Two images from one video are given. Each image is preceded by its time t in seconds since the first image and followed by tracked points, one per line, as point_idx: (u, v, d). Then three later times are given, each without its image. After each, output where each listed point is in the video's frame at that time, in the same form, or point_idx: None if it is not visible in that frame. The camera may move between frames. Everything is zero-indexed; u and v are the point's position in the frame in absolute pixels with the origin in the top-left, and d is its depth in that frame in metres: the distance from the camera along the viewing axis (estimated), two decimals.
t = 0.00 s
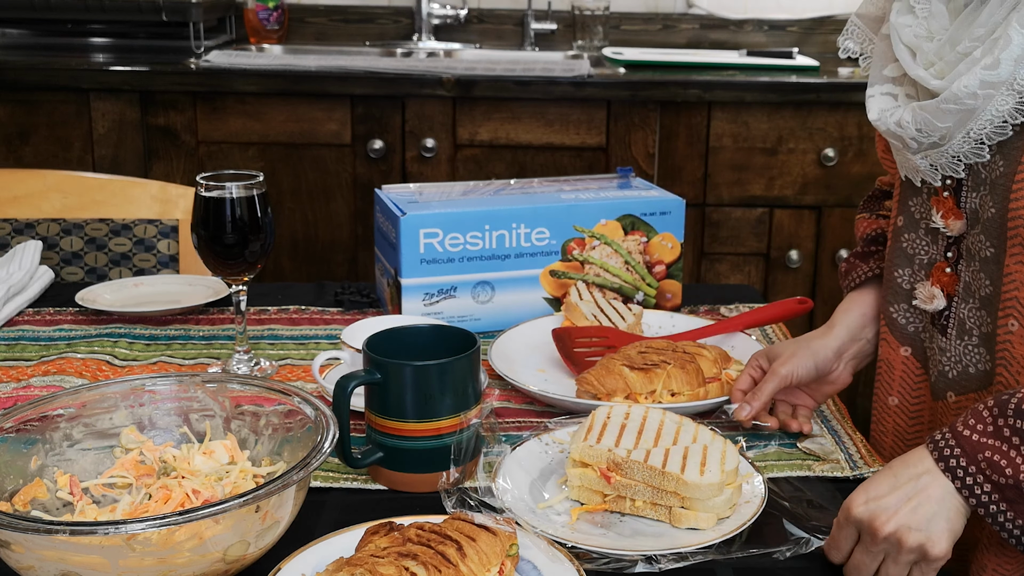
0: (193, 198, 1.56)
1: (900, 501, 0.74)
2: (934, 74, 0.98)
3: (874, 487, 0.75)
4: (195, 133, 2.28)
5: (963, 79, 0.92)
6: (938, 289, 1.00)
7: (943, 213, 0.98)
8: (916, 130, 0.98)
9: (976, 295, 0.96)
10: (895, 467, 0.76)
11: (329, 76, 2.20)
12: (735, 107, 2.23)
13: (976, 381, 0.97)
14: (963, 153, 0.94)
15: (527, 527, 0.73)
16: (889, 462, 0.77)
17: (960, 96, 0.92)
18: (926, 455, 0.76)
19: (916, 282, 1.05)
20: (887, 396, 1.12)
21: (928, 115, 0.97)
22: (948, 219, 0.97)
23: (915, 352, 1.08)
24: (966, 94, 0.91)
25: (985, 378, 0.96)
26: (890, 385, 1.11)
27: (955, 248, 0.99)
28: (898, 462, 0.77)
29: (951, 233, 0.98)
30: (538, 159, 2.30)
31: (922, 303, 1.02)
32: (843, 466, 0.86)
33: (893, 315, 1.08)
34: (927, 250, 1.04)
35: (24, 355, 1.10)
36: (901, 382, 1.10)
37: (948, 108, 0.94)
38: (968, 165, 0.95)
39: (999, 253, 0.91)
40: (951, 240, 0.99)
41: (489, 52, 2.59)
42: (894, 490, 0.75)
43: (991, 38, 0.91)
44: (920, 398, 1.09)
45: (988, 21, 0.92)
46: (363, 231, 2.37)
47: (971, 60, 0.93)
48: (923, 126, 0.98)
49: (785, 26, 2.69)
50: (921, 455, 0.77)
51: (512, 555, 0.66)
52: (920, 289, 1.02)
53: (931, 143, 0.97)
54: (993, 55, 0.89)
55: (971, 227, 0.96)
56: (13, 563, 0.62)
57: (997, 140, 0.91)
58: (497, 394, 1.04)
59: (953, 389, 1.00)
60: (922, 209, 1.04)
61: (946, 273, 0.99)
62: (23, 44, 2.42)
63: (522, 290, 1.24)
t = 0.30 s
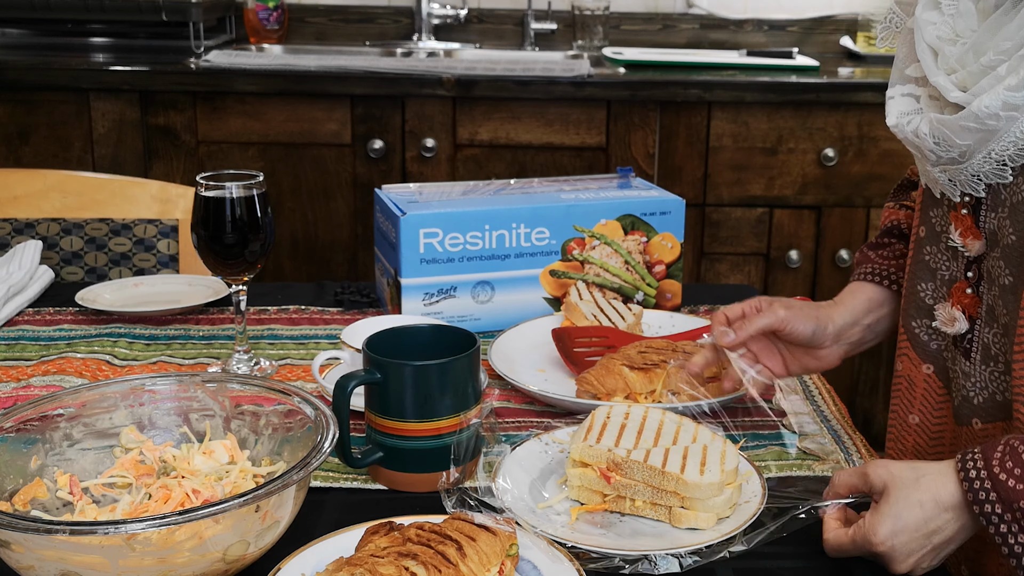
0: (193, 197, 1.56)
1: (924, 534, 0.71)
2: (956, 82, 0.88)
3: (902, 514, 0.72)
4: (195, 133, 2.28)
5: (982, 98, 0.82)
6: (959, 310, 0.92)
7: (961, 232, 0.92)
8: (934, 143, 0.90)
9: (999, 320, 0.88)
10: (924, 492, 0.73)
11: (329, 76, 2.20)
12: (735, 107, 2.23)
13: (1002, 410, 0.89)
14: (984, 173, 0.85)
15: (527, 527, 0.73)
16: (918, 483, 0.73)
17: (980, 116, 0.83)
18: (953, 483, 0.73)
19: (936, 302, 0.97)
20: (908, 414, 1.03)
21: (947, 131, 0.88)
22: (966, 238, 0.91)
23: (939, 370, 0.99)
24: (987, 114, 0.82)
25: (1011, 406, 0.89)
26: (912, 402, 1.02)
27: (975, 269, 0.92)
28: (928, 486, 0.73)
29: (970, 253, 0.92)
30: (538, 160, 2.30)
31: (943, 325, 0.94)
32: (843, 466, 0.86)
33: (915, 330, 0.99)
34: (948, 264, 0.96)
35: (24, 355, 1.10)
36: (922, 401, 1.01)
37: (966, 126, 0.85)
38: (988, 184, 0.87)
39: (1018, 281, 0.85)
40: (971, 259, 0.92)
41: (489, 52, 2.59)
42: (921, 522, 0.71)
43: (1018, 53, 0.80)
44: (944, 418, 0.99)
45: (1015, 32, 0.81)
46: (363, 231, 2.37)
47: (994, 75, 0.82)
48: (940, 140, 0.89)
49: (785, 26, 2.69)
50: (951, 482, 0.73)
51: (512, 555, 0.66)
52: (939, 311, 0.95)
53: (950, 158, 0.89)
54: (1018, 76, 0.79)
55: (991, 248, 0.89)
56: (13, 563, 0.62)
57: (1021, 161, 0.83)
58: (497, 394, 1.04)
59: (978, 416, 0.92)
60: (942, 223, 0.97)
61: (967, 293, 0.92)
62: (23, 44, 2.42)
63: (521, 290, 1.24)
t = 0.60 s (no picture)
0: (193, 198, 1.56)
1: (935, 545, 0.71)
2: (964, 104, 0.85)
3: (914, 525, 0.71)
4: (195, 133, 2.28)
5: (998, 131, 0.77)
6: (959, 332, 0.92)
7: (967, 253, 0.91)
8: (940, 171, 0.85)
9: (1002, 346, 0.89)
10: (934, 505, 0.72)
11: (329, 76, 2.20)
12: (735, 107, 2.23)
13: (998, 438, 0.90)
14: (994, 199, 0.82)
15: (527, 527, 0.73)
16: (927, 496, 0.72)
17: (996, 150, 0.78)
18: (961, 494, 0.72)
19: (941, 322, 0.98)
20: (923, 434, 1.04)
21: (956, 159, 0.83)
22: (973, 260, 0.90)
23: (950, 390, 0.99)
24: (1004, 148, 0.78)
25: (1008, 434, 0.89)
26: (926, 423, 1.03)
27: (980, 292, 0.91)
28: (938, 498, 0.72)
29: (976, 276, 0.91)
30: (538, 160, 2.30)
31: (941, 347, 0.94)
32: (842, 466, 0.86)
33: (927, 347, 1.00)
34: (952, 286, 0.96)
35: (23, 355, 1.10)
36: (933, 421, 1.02)
37: (980, 159, 0.81)
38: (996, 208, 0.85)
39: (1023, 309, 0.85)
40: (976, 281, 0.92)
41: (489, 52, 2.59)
42: (933, 534, 0.71)
43: None
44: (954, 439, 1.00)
45: None
46: (363, 231, 2.37)
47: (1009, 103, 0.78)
48: (949, 168, 0.85)
49: (785, 26, 2.69)
50: (959, 493, 0.72)
51: (512, 555, 0.66)
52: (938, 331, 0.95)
53: (957, 186, 0.85)
54: None
55: (998, 271, 0.89)
56: (13, 563, 0.62)
57: None
58: (497, 394, 1.04)
59: (966, 443, 0.92)
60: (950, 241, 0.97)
61: (969, 315, 0.92)
62: (23, 44, 2.42)
63: (521, 290, 1.24)
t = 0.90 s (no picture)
0: (193, 198, 1.56)
1: (937, 520, 0.68)
2: (955, 117, 0.79)
3: (919, 496, 0.68)
4: (194, 133, 2.28)
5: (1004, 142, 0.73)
6: (941, 343, 0.84)
7: (954, 263, 0.84)
8: (936, 185, 0.79)
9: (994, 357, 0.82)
10: (939, 480, 0.68)
11: (329, 76, 2.20)
12: (735, 107, 2.23)
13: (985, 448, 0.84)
14: (990, 212, 0.77)
15: (527, 527, 0.73)
16: (933, 469, 0.69)
17: (1001, 163, 0.73)
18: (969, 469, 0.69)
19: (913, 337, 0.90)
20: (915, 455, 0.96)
21: (954, 172, 0.77)
22: (961, 271, 0.83)
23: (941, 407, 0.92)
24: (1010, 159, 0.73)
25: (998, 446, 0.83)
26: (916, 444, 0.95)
27: (964, 302, 0.84)
28: (944, 472, 0.68)
29: (963, 286, 0.84)
30: (538, 159, 2.30)
31: (918, 360, 0.86)
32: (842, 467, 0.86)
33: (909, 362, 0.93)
34: (925, 300, 0.88)
35: (23, 355, 1.10)
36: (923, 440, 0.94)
37: (981, 172, 0.75)
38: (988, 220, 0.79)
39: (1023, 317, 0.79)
40: (958, 290, 0.85)
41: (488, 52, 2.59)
42: (935, 507, 0.68)
43: None
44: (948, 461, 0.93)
45: None
46: (363, 231, 2.37)
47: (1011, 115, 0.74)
48: (944, 181, 0.79)
49: (785, 26, 2.69)
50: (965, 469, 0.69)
51: (512, 555, 0.66)
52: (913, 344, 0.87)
53: (951, 199, 0.80)
54: None
55: (988, 282, 0.82)
56: (13, 563, 0.62)
57: None
58: (497, 394, 1.04)
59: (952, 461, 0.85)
60: (925, 253, 0.88)
61: (950, 326, 0.85)
62: (23, 44, 2.42)
63: (521, 290, 1.24)
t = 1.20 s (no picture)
0: (193, 197, 1.56)
1: (809, 448, 0.67)
2: (927, 107, 0.86)
3: (793, 427, 0.67)
4: (195, 133, 2.28)
5: (973, 125, 0.79)
6: (918, 330, 0.89)
7: (928, 251, 0.88)
8: (909, 172, 0.85)
9: (970, 341, 0.86)
10: (814, 409, 0.67)
11: (330, 76, 2.20)
12: (735, 108, 2.23)
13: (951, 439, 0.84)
14: (961, 198, 0.82)
15: (527, 527, 0.73)
16: (808, 401, 0.67)
17: (969, 143, 0.79)
18: (867, 397, 0.67)
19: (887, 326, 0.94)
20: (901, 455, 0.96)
21: (926, 158, 0.84)
22: (935, 257, 0.87)
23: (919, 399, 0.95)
24: (976, 142, 0.79)
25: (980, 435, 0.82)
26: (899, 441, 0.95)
27: (938, 289, 0.88)
28: (819, 402, 0.67)
29: (937, 272, 0.88)
30: (538, 159, 2.30)
31: (896, 349, 0.90)
32: (842, 467, 0.85)
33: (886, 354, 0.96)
34: (898, 290, 0.92)
35: (24, 355, 1.10)
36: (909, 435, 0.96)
37: (952, 156, 0.82)
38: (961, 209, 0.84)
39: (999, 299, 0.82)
40: (931, 277, 0.89)
41: (488, 52, 2.59)
42: (808, 438, 0.67)
43: (1002, 76, 0.79)
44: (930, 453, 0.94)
45: (995, 53, 0.80)
46: (363, 231, 2.37)
47: (980, 100, 0.80)
48: (917, 168, 0.85)
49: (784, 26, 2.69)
50: (846, 397, 0.67)
51: (512, 555, 0.66)
52: (891, 334, 0.91)
53: (924, 185, 0.85)
54: (1011, 100, 0.77)
55: (962, 267, 0.85)
56: (13, 563, 0.62)
57: (999, 185, 0.80)
58: (497, 394, 1.04)
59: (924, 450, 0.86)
60: (897, 243, 0.92)
61: (926, 313, 0.89)
62: (23, 44, 2.42)
63: (521, 290, 1.24)
